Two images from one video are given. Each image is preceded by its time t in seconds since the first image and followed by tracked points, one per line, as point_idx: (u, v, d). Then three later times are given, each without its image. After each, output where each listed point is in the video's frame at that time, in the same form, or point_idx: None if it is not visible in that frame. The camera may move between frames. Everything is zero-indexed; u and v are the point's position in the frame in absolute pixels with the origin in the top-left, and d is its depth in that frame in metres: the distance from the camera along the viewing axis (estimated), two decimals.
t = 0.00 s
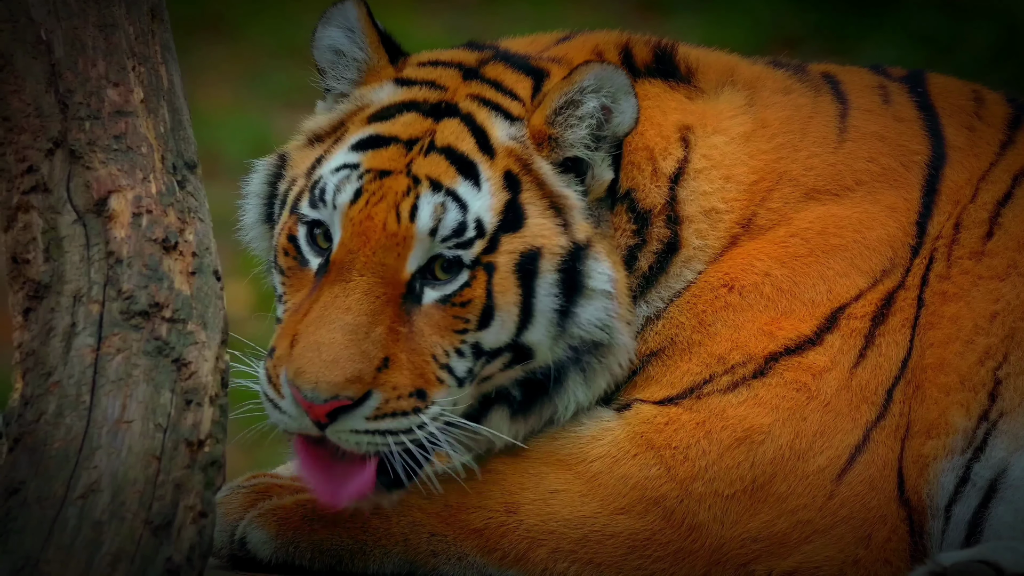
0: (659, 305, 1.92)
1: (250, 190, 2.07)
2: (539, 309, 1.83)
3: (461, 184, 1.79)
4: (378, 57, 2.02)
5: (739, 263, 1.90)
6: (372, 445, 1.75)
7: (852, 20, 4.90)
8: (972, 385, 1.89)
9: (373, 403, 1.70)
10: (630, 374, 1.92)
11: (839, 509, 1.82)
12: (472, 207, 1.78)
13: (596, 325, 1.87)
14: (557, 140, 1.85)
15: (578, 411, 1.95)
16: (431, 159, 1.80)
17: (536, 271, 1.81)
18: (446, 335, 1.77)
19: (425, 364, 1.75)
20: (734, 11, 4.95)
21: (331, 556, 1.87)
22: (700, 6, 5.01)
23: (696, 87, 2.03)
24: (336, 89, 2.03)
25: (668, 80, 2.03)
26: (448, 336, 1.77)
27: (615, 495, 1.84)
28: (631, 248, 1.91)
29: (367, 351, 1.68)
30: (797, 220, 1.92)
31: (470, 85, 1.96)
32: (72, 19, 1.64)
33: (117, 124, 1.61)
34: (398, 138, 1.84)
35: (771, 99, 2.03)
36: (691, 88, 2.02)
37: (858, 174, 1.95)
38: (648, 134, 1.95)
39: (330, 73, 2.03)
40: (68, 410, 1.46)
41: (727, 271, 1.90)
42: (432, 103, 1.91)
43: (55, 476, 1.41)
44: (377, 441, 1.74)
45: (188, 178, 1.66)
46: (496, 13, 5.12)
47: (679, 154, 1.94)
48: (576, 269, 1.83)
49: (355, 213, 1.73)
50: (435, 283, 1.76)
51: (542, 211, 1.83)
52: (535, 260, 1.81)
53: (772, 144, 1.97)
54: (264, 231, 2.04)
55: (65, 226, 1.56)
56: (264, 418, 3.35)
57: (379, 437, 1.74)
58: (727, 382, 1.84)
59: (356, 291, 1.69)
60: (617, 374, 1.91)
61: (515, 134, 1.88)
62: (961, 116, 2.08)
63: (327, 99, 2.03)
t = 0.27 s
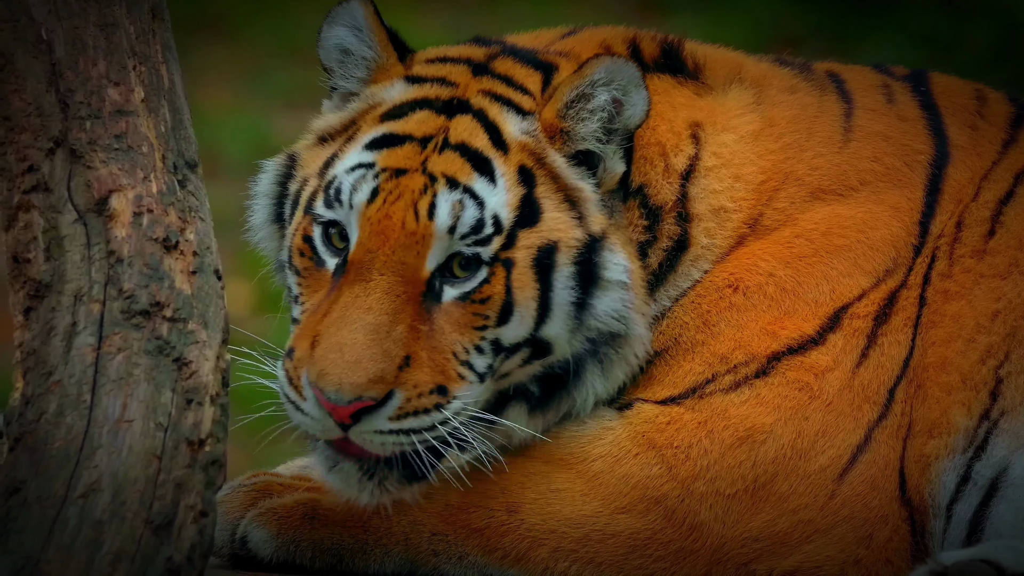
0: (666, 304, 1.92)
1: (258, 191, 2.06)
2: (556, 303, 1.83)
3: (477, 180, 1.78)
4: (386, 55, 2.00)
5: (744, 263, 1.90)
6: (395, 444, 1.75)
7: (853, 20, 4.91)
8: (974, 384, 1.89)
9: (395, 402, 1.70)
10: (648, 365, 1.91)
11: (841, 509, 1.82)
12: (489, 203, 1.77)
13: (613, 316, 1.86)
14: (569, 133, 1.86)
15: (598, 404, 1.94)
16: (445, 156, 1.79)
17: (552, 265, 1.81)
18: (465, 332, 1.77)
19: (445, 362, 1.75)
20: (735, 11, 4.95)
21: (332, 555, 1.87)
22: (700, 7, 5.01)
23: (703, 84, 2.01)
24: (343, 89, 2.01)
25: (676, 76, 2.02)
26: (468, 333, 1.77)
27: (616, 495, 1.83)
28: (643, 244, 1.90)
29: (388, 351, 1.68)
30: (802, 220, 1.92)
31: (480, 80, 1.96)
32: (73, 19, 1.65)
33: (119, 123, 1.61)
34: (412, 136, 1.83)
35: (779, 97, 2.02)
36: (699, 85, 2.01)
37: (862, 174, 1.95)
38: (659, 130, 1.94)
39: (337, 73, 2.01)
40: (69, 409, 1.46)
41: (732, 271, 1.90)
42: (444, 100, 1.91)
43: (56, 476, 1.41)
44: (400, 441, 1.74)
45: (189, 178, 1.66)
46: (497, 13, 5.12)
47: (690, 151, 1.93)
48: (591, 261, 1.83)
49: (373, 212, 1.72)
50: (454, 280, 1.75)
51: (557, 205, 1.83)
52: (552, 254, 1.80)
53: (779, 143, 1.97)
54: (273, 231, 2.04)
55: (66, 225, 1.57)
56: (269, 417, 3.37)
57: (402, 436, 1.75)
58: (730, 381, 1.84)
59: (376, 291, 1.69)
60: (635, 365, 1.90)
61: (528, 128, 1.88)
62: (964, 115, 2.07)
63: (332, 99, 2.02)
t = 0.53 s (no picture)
0: (672, 302, 1.92)
1: (266, 188, 2.05)
2: (567, 299, 1.83)
3: (489, 178, 1.78)
4: (393, 52, 1.99)
5: (748, 263, 1.90)
6: (408, 445, 1.77)
7: (853, 20, 4.91)
8: (975, 384, 1.88)
9: (410, 403, 1.71)
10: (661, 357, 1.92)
11: (842, 509, 1.82)
12: (501, 201, 1.78)
13: (624, 309, 1.86)
14: (578, 129, 1.86)
15: (612, 397, 1.94)
16: (457, 155, 1.79)
17: (563, 261, 1.81)
18: (479, 331, 1.77)
19: (459, 361, 1.76)
20: (735, 11, 4.95)
21: (332, 554, 1.87)
22: (701, 7, 5.01)
23: (710, 82, 2.01)
24: (349, 86, 2.00)
25: (683, 72, 2.02)
26: (481, 332, 1.78)
27: (617, 495, 1.83)
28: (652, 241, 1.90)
29: (404, 351, 1.69)
30: (806, 220, 1.92)
31: (489, 77, 1.95)
32: (73, 19, 1.65)
33: (119, 123, 1.61)
34: (422, 135, 1.83)
35: (786, 96, 2.02)
36: (706, 83, 2.01)
37: (865, 173, 1.94)
38: (669, 127, 1.93)
39: (343, 71, 2.00)
40: (69, 409, 1.46)
41: (737, 271, 1.90)
42: (454, 98, 1.90)
43: (56, 475, 1.41)
44: (413, 442, 1.76)
45: (189, 177, 1.66)
46: (498, 13, 5.12)
47: (699, 149, 1.93)
48: (602, 256, 1.83)
49: (385, 212, 1.72)
50: (467, 279, 1.76)
51: (568, 200, 1.83)
52: (564, 250, 1.81)
53: (786, 142, 1.97)
54: (280, 230, 2.04)
55: (66, 225, 1.56)
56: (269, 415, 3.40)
57: (416, 437, 1.76)
58: (731, 381, 1.84)
59: (390, 292, 1.70)
60: (648, 357, 1.90)
61: (537, 123, 1.88)
62: (967, 115, 2.07)
63: (338, 98, 2.01)
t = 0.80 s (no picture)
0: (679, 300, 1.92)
1: (273, 186, 2.05)
2: (579, 292, 1.83)
3: (499, 173, 1.79)
4: (400, 48, 1.97)
5: (752, 263, 1.89)
6: (423, 441, 1.77)
7: (853, 19, 4.91)
8: (976, 383, 1.88)
9: (425, 398, 1.71)
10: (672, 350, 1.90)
11: (842, 509, 1.82)
12: (511, 195, 1.78)
13: (635, 301, 1.85)
14: (585, 122, 1.86)
15: (624, 392, 1.92)
16: (467, 150, 1.80)
17: (574, 254, 1.81)
18: (492, 326, 1.78)
19: (473, 356, 1.76)
20: (735, 11, 4.95)
21: (333, 553, 1.87)
22: (702, 6, 5.00)
23: (717, 79, 2.01)
24: (355, 83, 1.99)
25: (690, 69, 2.02)
26: (494, 327, 1.78)
27: (618, 494, 1.83)
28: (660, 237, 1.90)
29: (417, 346, 1.70)
30: (809, 219, 1.92)
31: (497, 71, 1.95)
32: (74, 18, 1.65)
33: (119, 123, 1.61)
34: (432, 130, 1.83)
35: (792, 95, 2.01)
36: (712, 80, 2.01)
37: (869, 173, 1.94)
38: (677, 123, 1.93)
39: (349, 68, 2.00)
40: (70, 408, 1.46)
41: (741, 271, 1.89)
42: (462, 93, 1.90)
43: (57, 475, 1.41)
44: (428, 438, 1.76)
45: (190, 177, 1.66)
46: (499, 12, 5.12)
47: (707, 146, 1.93)
48: (612, 248, 1.83)
49: (397, 208, 1.73)
50: (480, 273, 1.76)
51: (577, 193, 1.83)
52: (574, 243, 1.81)
53: (792, 141, 1.96)
54: (287, 227, 2.04)
55: (67, 224, 1.57)
56: (267, 410, 3.47)
57: (431, 433, 1.76)
58: (733, 380, 1.84)
59: (404, 287, 1.71)
60: (659, 350, 1.88)
61: (545, 117, 1.88)
62: (970, 114, 2.07)
63: (343, 94, 2.00)
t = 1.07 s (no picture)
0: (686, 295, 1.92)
1: (282, 181, 2.05)
2: (594, 277, 1.85)
3: (512, 158, 1.81)
4: (408, 38, 1.97)
5: (757, 262, 1.89)
6: (443, 428, 1.80)
7: (853, 19, 4.90)
8: (978, 383, 1.88)
9: (444, 384, 1.75)
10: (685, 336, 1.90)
11: (843, 509, 1.82)
12: (525, 180, 1.80)
13: (649, 286, 1.85)
14: (596, 110, 1.87)
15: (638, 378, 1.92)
16: (480, 137, 1.81)
17: (589, 240, 1.83)
18: (509, 312, 1.81)
19: (491, 342, 1.79)
20: (735, 11, 4.95)
21: (333, 553, 1.87)
22: (702, 6, 5.00)
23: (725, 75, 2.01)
24: (364, 75, 1.99)
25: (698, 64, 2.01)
26: (512, 313, 1.81)
27: (619, 494, 1.83)
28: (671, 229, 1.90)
29: (436, 332, 1.73)
30: (813, 219, 1.91)
31: (506, 59, 1.95)
32: (74, 18, 1.64)
33: (119, 122, 1.61)
34: (444, 118, 1.85)
35: (798, 93, 2.01)
36: (721, 76, 2.01)
37: (873, 173, 1.94)
38: (687, 117, 1.93)
39: (357, 60, 2.00)
40: (70, 408, 1.46)
41: (746, 271, 1.90)
42: (472, 81, 1.91)
43: (58, 474, 1.41)
44: (448, 425, 1.80)
45: (190, 176, 1.66)
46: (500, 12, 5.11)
47: (715, 141, 1.92)
48: (626, 233, 1.83)
49: (412, 195, 1.75)
50: (496, 259, 1.79)
51: (589, 178, 1.84)
52: (588, 229, 1.82)
53: (799, 140, 1.96)
54: (298, 223, 2.05)
55: (67, 224, 1.57)
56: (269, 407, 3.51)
57: (451, 420, 1.80)
58: (735, 380, 1.84)
59: (421, 274, 1.73)
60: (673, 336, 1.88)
61: (556, 104, 1.88)
62: (973, 113, 2.07)
63: (350, 87, 2.00)
